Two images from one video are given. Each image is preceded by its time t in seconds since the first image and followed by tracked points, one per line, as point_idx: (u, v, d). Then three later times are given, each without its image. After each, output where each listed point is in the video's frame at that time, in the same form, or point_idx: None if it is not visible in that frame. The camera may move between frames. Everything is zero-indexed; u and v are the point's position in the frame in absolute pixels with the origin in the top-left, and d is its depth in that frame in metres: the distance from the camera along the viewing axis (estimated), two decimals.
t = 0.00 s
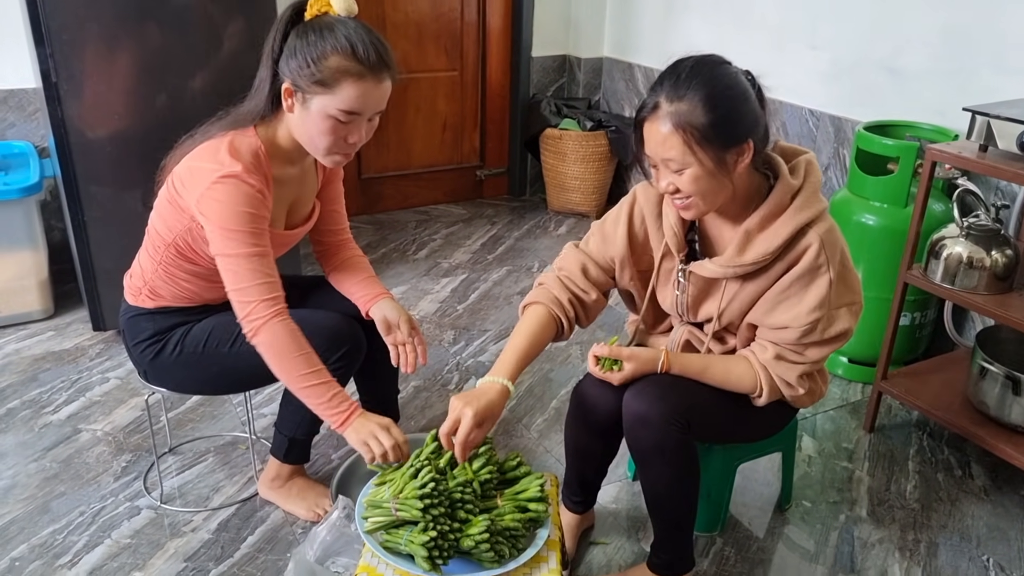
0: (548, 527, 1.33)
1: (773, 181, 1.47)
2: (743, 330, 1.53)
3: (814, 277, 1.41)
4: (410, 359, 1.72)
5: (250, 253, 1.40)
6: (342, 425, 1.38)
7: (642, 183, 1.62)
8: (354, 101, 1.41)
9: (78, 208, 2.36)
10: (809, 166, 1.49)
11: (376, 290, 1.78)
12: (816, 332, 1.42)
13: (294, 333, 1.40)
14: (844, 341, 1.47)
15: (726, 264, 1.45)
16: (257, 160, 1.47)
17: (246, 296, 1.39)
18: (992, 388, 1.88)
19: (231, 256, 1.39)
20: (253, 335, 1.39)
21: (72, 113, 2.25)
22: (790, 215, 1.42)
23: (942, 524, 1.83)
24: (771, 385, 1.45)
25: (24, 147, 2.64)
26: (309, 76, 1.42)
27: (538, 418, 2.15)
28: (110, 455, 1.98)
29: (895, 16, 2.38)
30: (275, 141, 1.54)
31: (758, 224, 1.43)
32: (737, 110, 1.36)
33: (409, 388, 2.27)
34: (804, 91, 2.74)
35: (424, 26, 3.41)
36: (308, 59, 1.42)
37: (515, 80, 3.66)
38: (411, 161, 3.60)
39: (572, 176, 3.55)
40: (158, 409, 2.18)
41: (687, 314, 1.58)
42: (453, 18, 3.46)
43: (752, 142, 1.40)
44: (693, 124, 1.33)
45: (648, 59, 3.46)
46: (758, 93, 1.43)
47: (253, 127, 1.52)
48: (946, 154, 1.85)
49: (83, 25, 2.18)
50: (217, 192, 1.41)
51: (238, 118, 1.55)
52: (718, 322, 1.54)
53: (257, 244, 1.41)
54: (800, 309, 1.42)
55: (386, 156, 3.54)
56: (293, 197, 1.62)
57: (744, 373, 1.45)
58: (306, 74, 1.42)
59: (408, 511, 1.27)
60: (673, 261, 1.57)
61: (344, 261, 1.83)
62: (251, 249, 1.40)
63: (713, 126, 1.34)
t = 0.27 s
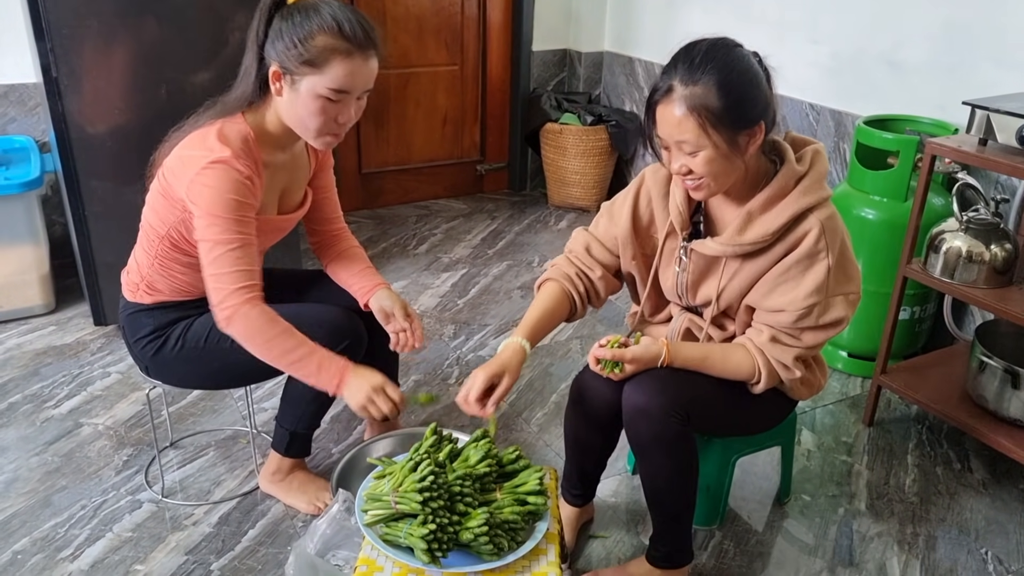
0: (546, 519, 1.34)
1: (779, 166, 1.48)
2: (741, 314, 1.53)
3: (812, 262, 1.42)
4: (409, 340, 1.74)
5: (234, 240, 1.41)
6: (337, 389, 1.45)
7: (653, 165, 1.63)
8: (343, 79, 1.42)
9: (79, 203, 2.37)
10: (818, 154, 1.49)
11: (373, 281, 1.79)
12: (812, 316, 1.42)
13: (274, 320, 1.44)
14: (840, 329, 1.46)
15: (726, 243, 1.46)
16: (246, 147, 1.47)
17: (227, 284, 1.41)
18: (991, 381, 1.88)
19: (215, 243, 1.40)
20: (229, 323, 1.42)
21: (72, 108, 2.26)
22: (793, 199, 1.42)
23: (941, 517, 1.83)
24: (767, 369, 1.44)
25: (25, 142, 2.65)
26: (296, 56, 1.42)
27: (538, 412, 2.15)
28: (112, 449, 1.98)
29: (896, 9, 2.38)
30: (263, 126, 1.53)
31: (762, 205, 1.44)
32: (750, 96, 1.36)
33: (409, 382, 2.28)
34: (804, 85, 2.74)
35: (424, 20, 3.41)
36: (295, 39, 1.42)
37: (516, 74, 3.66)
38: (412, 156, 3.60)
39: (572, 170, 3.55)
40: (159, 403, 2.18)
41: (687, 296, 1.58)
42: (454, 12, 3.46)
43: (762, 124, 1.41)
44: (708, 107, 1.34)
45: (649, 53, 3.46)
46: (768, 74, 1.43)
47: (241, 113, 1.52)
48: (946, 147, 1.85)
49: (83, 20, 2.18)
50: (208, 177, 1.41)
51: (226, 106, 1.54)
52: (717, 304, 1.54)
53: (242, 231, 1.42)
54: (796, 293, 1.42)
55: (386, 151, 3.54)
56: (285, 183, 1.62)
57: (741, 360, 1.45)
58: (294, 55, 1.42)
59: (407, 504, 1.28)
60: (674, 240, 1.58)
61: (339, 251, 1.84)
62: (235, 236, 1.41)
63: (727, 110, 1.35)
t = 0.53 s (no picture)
0: (546, 518, 1.34)
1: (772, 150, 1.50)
2: (737, 297, 1.53)
3: (802, 243, 1.41)
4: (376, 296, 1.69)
5: (183, 228, 1.47)
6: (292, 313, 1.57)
7: (654, 157, 1.67)
8: (307, 59, 1.42)
9: (80, 202, 2.37)
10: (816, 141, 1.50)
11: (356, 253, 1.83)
12: (803, 297, 1.42)
13: (215, 298, 1.51)
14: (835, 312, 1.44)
15: (719, 221, 1.47)
16: (209, 133, 1.50)
17: (169, 266, 1.49)
18: (992, 380, 1.88)
19: (165, 228, 1.47)
20: (167, 305, 1.50)
21: (73, 107, 2.26)
22: (784, 179, 1.42)
23: (941, 516, 1.83)
24: (765, 353, 1.44)
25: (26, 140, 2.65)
26: (261, 36, 1.42)
27: (538, 411, 2.15)
28: (113, 447, 1.99)
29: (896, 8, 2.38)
30: (227, 109, 1.55)
31: (752, 186, 1.45)
32: (745, 84, 1.37)
33: (410, 381, 2.28)
34: (804, 84, 2.74)
35: (425, 18, 3.41)
36: (258, 20, 1.42)
37: (517, 73, 3.66)
38: (412, 155, 3.61)
39: (572, 169, 3.55)
40: (159, 401, 2.19)
41: (685, 280, 1.59)
42: (454, 10, 3.46)
43: (761, 107, 1.41)
44: (707, 93, 1.34)
45: (650, 52, 3.46)
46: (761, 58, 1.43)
47: (205, 96, 1.54)
48: (946, 146, 1.85)
49: (83, 19, 2.18)
50: (165, 163, 1.46)
51: (191, 91, 1.56)
52: (713, 286, 1.54)
53: (194, 219, 1.48)
54: (786, 274, 1.42)
55: (387, 149, 3.54)
56: (261, 166, 1.64)
57: (739, 345, 1.45)
58: (258, 35, 1.42)
59: (408, 502, 1.28)
60: (672, 225, 1.60)
61: (323, 232, 1.86)
62: (185, 224, 1.47)
63: (726, 96, 1.35)
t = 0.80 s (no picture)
0: (545, 519, 1.34)
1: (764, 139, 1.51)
2: (735, 288, 1.52)
3: (796, 227, 1.41)
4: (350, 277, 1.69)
5: (161, 221, 1.48)
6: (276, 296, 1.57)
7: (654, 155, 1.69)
8: (264, 41, 1.42)
9: (80, 202, 2.37)
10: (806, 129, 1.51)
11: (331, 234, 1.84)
12: (801, 281, 1.41)
13: (200, 285, 1.52)
14: (835, 296, 1.44)
15: (713, 207, 1.48)
16: (174, 123, 1.50)
17: (153, 258, 1.50)
18: (992, 380, 1.88)
19: (143, 223, 1.48)
20: (156, 297, 1.52)
21: (73, 107, 2.26)
22: (775, 164, 1.43)
23: (942, 517, 1.83)
24: (768, 340, 1.43)
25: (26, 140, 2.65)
26: (215, 20, 1.41)
27: (538, 411, 2.15)
28: (113, 447, 1.99)
29: (897, 7, 2.38)
30: (191, 98, 1.55)
31: (744, 173, 1.45)
32: (732, 73, 1.36)
33: (409, 381, 2.28)
34: (804, 83, 2.74)
35: (425, 18, 3.41)
36: (211, 4, 1.42)
37: (517, 72, 3.66)
38: (412, 155, 3.60)
39: (573, 169, 3.55)
40: (159, 401, 2.19)
41: (683, 271, 1.58)
42: (455, 10, 3.46)
43: (749, 95, 1.41)
44: (695, 83, 1.34)
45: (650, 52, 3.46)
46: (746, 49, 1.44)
47: (167, 88, 1.55)
48: (946, 146, 1.84)
49: (83, 19, 2.18)
50: (133, 157, 1.46)
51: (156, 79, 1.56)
52: (709, 276, 1.53)
53: (170, 210, 1.49)
54: (784, 259, 1.41)
55: (387, 149, 3.54)
56: (234, 152, 1.64)
57: (742, 333, 1.44)
58: (213, 19, 1.41)
59: (407, 503, 1.28)
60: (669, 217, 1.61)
61: (301, 216, 1.86)
62: (162, 217, 1.48)
63: (715, 85, 1.35)
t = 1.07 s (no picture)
0: (545, 520, 1.34)
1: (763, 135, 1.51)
2: (737, 284, 1.51)
3: (797, 222, 1.40)
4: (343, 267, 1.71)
5: (145, 217, 1.49)
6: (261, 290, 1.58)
7: (655, 156, 1.69)
8: (243, 34, 1.42)
9: (80, 202, 2.37)
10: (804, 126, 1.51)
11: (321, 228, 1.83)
12: (804, 276, 1.40)
13: (184, 280, 1.53)
14: (838, 290, 1.43)
15: (713, 203, 1.48)
16: (157, 119, 1.50)
17: (137, 254, 1.51)
18: (993, 382, 1.87)
19: (127, 219, 1.49)
20: (141, 292, 1.53)
21: (72, 107, 2.26)
22: (774, 159, 1.43)
23: (942, 518, 1.83)
24: (773, 337, 1.43)
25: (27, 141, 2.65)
26: (194, 14, 1.41)
27: (539, 411, 2.15)
28: (112, 448, 1.98)
29: (898, 7, 2.37)
30: (174, 93, 1.55)
31: (744, 169, 1.45)
32: (726, 69, 1.36)
33: (410, 382, 2.27)
34: (805, 83, 2.74)
35: (426, 18, 3.40)
36: None
37: (517, 72, 3.66)
38: (413, 155, 3.60)
39: (573, 169, 3.54)
40: (159, 402, 2.18)
41: (684, 269, 1.58)
42: (456, 10, 3.46)
43: (745, 90, 1.40)
44: (688, 81, 1.34)
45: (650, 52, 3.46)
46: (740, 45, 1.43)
47: (149, 84, 1.54)
48: (947, 147, 1.84)
49: (83, 18, 2.18)
50: (116, 153, 1.47)
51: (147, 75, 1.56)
52: (710, 273, 1.53)
53: (155, 206, 1.49)
54: (786, 254, 1.41)
55: (388, 149, 3.53)
56: (220, 146, 1.64)
57: (746, 330, 1.44)
58: (191, 13, 1.41)
59: (406, 505, 1.27)
60: (671, 215, 1.61)
61: (290, 211, 1.86)
62: (147, 213, 1.49)
63: (708, 82, 1.34)
